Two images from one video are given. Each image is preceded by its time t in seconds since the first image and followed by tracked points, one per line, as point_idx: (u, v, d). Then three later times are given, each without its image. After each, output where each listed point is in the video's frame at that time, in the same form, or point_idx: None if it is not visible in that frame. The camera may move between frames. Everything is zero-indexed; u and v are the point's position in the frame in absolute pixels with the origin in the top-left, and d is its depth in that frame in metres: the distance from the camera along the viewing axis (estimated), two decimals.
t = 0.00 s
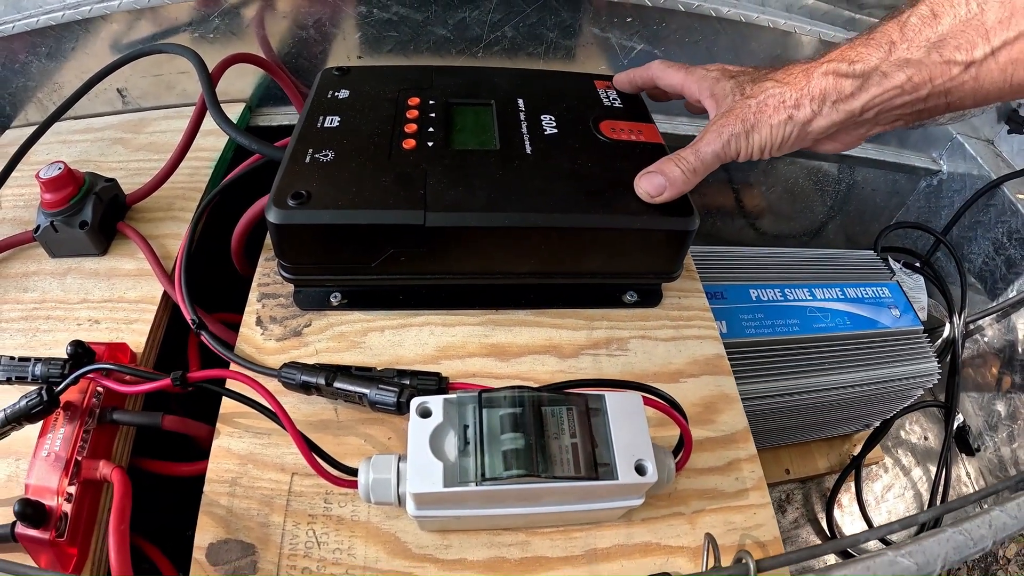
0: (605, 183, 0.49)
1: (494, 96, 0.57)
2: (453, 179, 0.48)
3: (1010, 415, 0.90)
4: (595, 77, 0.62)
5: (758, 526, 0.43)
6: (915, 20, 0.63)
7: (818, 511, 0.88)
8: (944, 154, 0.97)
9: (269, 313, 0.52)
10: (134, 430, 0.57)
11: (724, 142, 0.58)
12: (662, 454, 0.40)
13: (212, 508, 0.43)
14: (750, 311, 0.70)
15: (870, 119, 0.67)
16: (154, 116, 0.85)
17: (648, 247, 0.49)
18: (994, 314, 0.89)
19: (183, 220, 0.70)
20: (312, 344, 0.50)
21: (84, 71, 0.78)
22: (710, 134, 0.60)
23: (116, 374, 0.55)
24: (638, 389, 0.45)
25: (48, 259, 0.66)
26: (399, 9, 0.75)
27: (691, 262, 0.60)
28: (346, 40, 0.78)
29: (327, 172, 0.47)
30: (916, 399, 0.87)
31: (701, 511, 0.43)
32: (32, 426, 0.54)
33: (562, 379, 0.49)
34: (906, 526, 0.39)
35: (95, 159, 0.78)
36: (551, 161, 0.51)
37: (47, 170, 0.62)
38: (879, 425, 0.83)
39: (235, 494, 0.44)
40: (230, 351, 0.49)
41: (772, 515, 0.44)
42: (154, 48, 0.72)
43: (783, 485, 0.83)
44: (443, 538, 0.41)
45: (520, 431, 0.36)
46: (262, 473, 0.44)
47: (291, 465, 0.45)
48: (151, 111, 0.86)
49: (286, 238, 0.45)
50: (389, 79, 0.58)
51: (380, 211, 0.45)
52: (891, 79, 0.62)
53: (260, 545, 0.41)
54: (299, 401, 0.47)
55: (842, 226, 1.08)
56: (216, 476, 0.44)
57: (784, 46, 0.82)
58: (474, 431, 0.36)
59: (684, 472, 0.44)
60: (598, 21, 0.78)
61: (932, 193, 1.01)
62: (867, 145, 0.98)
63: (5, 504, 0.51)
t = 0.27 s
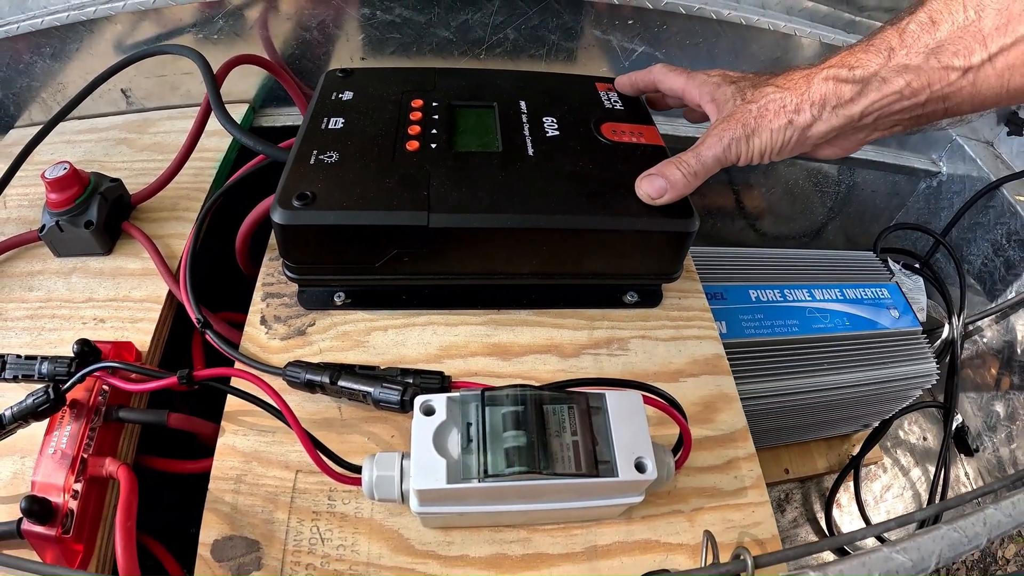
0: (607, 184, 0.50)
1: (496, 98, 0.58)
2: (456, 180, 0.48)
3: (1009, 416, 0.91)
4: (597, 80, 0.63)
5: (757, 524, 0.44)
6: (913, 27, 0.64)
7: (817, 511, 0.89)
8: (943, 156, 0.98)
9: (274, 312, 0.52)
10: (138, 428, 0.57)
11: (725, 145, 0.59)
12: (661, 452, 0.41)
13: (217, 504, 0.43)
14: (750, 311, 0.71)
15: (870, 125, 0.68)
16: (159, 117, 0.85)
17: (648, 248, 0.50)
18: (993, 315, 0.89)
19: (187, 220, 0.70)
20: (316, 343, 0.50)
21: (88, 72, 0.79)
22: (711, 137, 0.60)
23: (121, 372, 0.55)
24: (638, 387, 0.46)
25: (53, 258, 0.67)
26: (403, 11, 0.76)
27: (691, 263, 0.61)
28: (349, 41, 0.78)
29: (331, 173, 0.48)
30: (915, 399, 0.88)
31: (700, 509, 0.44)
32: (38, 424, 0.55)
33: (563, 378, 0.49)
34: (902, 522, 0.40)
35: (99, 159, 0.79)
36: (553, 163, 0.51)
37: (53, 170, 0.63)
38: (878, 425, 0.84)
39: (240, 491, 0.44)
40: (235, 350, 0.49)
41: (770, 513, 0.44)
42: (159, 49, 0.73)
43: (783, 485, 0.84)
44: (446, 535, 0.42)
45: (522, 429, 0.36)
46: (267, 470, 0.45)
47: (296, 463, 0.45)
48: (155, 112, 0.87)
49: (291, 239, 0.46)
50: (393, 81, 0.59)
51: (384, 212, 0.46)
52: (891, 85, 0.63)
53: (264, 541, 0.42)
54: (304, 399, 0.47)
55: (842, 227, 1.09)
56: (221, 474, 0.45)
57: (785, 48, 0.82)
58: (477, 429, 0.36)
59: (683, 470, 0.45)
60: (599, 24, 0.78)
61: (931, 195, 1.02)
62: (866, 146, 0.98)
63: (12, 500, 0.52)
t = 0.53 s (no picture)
0: (606, 182, 0.50)
1: (495, 96, 0.58)
2: (455, 177, 0.48)
3: (1009, 416, 0.90)
4: (596, 78, 0.63)
5: (756, 524, 0.43)
6: (916, 28, 0.63)
7: (817, 511, 0.88)
8: (944, 156, 0.98)
9: (271, 310, 0.52)
10: (135, 426, 0.57)
11: (726, 144, 0.59)
12: (660, 451, 0.40)
13: (213, 502, 0.43)
14: (750, 310, 0.70)
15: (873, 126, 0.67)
16: (158, 115, 0.85)
17: (648, 246, 0.50)
18: (993, 315, 0.89)
19: (185, 218, 0.70)
20: (313, 341, 0.50)
21: (87, 69, 0.79)
22: (712, 136, 0.60)
23: (118, 369, 0.55)
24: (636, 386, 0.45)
25: (51, 256, 0.67)
26: (402, 9, 0.76)
27: (691, 262, 0.60)
28: (348, 40, 0.78)
29: (330, 170, 0.48)
30: (915, 400, 0.87)
31: (698, 508, 0.44)
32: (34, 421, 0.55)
33: (562, 377, 0.49)
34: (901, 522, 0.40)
35: (98, 157, 0.79)
36: (551, 161, 0.51)
37: (51, 167, 0.63)
38: (878, 426, 0.84)
39: (236, 489, 0.44)
40: (232, 347, 0.49)
41: (769, 513, 0.44)
42: (158, 47, 0.72)
43: (782, 485, 0.84)
44: (442, 534, 0.42)
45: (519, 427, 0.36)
46: (263, 468, 0.45)
47: (292, 461, 0.45)
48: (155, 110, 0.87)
49: (288, 235, 0.46)
50: (391, 79, 0.59)
51: (382, 209, 0.45)
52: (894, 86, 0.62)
53: (260, 540, 0.42)
54: (300, 397, 0.47)
55: (842, 227, 1.09)
56: (217, 471, 0.44)
57: (786, 48, 0.82)
58: (474, 427, 0.36)
59: (682, 469, 0.45)
60: (599, 22, 0.78)
61: (932, 195, 1.01)
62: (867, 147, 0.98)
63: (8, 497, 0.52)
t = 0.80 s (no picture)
0: (606, 180, 0.50)
1: (496, 95, 0.58)
2: (455, 176, 0.48)
3: (1009, 417, 0.90)
4: (597, 77, 0.63)
5: (755, 523, 0.43)
6: None
7: (817, 512, 0.88)
8: (945, 156, 0.98)
9: (271, 308, 0.52)
10: (135, 424, 0.57)
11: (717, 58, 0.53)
12: (660, 450, 0.40)
13: (212, 500, 0.43)
14: (750, 310, 0.70)
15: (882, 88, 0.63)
16: (159, 114, 0.85)
17: (647, 245, 0.50)
18: (994, 316, 0.89)
19: (186, 216, 0.71)
20: (314, 340, 0.50)
21: (88, 68, 0.79)
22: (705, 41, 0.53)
23: (118, 367, 0.55)
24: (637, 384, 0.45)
25: (52, 254, 0.67)
26: (403, 9, 0.76)
27: (691, 261, 0.60)
28: (349, 39, 0.78)
29: (330, 168, 0.48)
30: (916, 400, 0.87)
31: (698, 508, 0.44)
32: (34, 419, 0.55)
33: (562, 375, 0.49)
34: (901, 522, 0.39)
35: (100, 155, 0.79)
36: (552, 159, 0.51)
37: (52, 165, 0.63)
38: (878, 426, 0.84)
39: (235, 487, 0.44)
40: (233, 345, 0.49)
41: (768, 512, 0.44)
42: (159, 45, 0.73)
43: (782, 486, 0.84)
44: (442, 532, 0.42)
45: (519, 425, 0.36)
46: (263, 466, 0.45)
47: (292, 459, 0.45)
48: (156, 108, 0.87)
49: (289, 234, 0.46)
50: (392, 78, 0.59)
51: (382, 208, 0.45)
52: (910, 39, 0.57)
53: (260, 538, 0.42)
54: (300, 395, 0.47)
55: (843, 227, 1.09)
56: (217, 469, 0.44)
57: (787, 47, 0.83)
58: (474, 424, 0.36)
59: (682, 468, 0.45)
60: (600, 22, 0.78)
61: (933, 196, 1.01)
62: (869, 146, 0.98)
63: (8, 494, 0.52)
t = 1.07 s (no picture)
0: (607, 179, 0.50)
1: (498, 96, 0.58)
2: (457, 176, 0.49)
3: (1008, 418, 0.91)
4: (599, 78, 0.63)
5: (754, 521, 0.44)
6: None
7: (816, 512, 0.89)
8: (945, 158, 0.98)
9: (274, 307, 0.53)
10: (138, 421, 0.58)
11: None
12: (660, 448, 0.41)
13: (215, 497, 0.43)
14: (750, 311, 0.71)
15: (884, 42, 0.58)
16: (162, 113, 0.86)
17: (647, 245, 0.50)
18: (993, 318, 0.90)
19: (189, 216, 0.71)
20: (316, 338, 0.50)
21: (92, 67, 0.80)
22: None
23: (122, 364, 0.56)
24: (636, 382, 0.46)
25: (55, 252, 0.68)
26: (406, 10, 0.76)
27: (691, 262, 0.61)
28: (352, 39, 0.79)
29: (333, 168, 0.48)
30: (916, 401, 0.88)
31: (697, 506, 0.44)
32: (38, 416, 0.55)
33: (562, 374, 0.49)
34: (900, 518, 0.40)
35: (103, 155, 0.80)
36: (553, 160, 0.51)
37: (56, 164, 0.64)
38: (878, 427, 0.84)
39: (238, 484, 0.44)
40: (236, 344, 0.50)
41: (767, 510, 0.45)
42: (162, 45, 0.73)
43: (782, 486, 0.84)
44: (443, 529, 0.42)
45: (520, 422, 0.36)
46: (266, 463, 0.45)
47: (294, 456, 0.46)
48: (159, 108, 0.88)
49: (292, 233, 0.46)
50: (394, 78, 0.59)
51: (384, 207, 0.46)
52: None
53: (262, 534, 0.42)
54: (303, 393, 0.48)
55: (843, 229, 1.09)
56: (220, 466, 0.45)
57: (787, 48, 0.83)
58: (476, 422, 0.36)
59: (681, 467, 0.45)
60: (601, 24, 0.79)
61: (933, 197, 1.02)
62: (869, 148, 0.98)
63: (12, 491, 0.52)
